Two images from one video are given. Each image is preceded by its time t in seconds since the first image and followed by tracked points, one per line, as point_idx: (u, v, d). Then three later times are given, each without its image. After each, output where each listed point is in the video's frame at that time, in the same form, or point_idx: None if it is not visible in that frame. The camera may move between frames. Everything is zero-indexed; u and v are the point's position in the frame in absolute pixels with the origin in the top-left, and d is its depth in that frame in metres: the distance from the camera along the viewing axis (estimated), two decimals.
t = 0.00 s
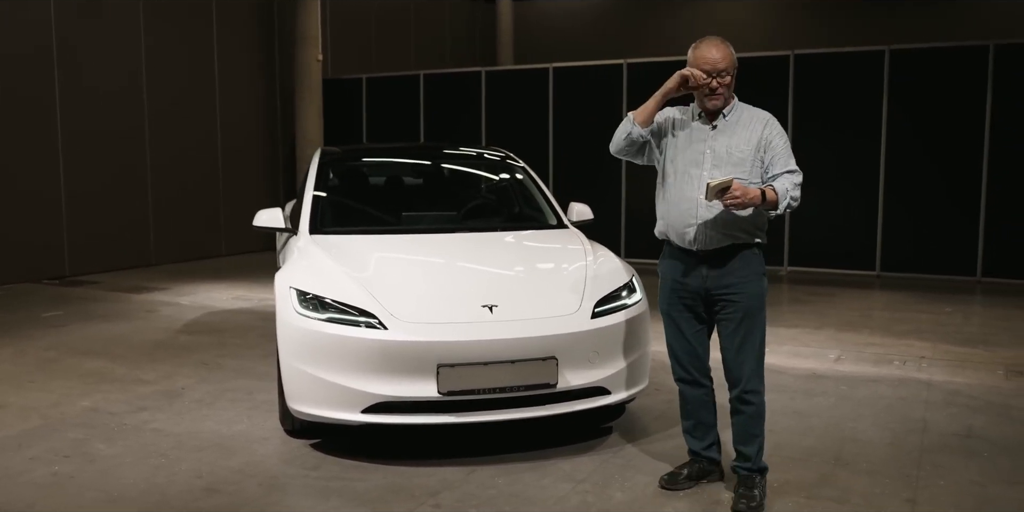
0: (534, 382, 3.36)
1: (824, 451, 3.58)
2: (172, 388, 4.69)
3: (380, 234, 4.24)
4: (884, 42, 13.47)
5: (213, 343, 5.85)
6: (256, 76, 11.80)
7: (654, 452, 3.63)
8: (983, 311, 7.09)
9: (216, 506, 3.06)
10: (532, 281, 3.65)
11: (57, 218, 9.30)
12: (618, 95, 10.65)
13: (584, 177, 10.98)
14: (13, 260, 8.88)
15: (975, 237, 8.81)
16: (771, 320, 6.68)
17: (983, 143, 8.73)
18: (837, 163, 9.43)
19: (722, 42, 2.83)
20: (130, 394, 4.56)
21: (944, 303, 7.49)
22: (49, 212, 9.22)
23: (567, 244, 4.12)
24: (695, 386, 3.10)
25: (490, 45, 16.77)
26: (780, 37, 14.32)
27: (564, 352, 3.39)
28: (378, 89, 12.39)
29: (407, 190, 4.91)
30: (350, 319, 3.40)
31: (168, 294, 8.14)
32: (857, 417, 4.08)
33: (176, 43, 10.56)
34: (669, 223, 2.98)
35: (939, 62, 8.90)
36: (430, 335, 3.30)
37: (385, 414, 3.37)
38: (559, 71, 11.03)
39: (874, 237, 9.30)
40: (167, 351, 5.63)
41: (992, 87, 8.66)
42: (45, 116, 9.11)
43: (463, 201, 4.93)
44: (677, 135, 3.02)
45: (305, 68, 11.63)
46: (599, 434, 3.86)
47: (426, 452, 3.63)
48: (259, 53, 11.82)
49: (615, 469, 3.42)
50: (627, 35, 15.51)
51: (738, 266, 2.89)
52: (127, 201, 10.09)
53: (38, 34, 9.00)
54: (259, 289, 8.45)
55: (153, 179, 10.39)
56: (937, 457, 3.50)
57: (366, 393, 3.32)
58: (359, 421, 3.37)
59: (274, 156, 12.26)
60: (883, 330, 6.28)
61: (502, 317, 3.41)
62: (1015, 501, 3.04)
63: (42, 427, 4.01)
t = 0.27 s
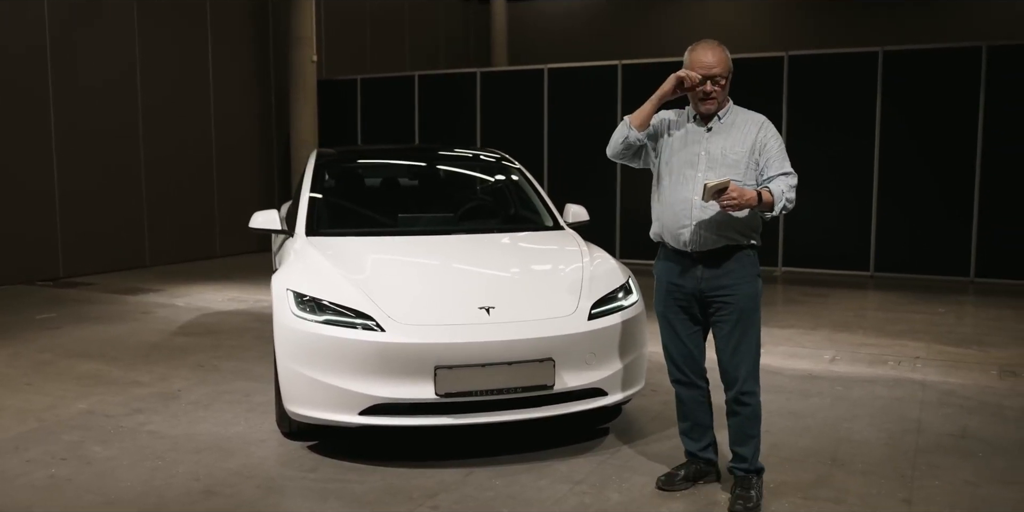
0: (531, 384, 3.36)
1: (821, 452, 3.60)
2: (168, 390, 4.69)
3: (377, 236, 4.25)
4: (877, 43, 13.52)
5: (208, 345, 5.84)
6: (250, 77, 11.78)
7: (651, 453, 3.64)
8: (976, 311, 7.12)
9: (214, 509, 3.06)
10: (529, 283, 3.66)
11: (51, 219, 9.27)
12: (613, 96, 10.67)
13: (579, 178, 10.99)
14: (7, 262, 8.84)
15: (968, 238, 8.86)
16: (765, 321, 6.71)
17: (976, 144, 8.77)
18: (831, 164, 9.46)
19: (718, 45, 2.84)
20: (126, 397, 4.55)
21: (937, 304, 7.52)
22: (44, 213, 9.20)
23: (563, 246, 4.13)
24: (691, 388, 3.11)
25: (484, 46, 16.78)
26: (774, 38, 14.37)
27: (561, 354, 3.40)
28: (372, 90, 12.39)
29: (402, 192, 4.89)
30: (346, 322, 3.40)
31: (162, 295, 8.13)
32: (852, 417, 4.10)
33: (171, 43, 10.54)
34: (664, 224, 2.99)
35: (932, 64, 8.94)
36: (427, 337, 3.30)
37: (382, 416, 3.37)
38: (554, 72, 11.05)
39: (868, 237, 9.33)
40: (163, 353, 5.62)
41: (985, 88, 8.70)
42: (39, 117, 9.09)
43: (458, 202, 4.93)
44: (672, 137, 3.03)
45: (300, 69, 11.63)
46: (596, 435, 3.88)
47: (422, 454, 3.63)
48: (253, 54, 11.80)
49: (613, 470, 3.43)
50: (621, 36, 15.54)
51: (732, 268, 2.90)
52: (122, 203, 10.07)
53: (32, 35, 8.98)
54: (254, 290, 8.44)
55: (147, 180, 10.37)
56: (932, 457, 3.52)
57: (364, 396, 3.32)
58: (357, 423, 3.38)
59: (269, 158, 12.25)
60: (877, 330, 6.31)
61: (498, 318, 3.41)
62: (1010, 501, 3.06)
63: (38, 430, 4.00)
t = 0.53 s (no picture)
0: (527, 384, 3.36)
1: (815, 451, 3.61)
2: (162, 391, 4.68)
3: (372, 236, 4.24)
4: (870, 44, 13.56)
5: (202, 346, 5.82)
6: (243, 77, 11.75)
7: (646, 453, 3.65)
8: (969, 311, 7.15)
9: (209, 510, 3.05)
10: (524, 283, 3.66)
11: (43, 220, 9.23)
12: (607, 96, 10.68)
13: (573, 179, 11.00)
14: None
15: (960, 238, 8.89)
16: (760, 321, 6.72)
17: (969, 144, 8.80)
18: (824, 165, 9.49)
19: (716, 42, 2.84)
20: (120, 398, 4.54)
21: (930, 304, 7.55)
22: (35, 213, 9.15)
23: (558, 246, 4.13)
24: (689, 386, 3.11)
25: (477, 46, 16.78)
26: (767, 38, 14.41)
27: (557, 354, 3.40)
28: (366, 90, 12.37)
29: (397, 192, 4.90)
30: (342, 322, 3.40)
31: (156, 296, 8.11)
32: (846, 417, 4.11)
33: (163, 43, 10.51)
34: (659, 224, 2.99)
35: (924, 64, 8.97)
36: (423, 337, 3.30)
37: (378, 417, 3.37)
38: (548, 72, 11.05)
39: (861, 238, 9.36)
40: (157, 354, 5.60)
41: (977, 89, 8.74)
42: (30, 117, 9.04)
43: (452, 202, 4.92)
44: (667, 136, 3.03)
45: (293, 69, 11.61)
46: (591, 435, 3.88)
47: (418, 454, 3.63)
48: (246, 54, 11.77)
49: (609, 470, 3.43)
50: (615, 36, 15.55)
51: (727, 268, 2.90)
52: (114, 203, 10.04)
53: (23, 35, 8.93)
54: (248, 291, 8.42)
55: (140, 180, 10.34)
56: (926, 457, 3.53)
57: (359, 396, 3.32)
58: (352, 424, 3.37)
59: (262, 158, 12.22)
60: (871, 330, 6.33)
61: (494, 319, 3.41)
62: (1004, 500, 3.07)
63: (31, 431, 3.99)
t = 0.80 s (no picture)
0: (520, 384, 3.36)
1: (808, 451, 3.62)
2: (154, 393, 4.66)
3: (364, 236, 4.24)
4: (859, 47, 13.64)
5: (194, 347, 5.80)
6: (233, 78, 11.72)
7: (639, 453, 3.65)
8: (959, 311, 7.19)
9: None
10: (516, 284, 3.66)
11: (31, 221, 9.18)
12: (598, 97, 10.70)
13: (564, 180, 11.01)
14: None
15: (949, 238, 8.95)
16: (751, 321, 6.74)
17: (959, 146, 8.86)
18: (815, 165, 9.52)
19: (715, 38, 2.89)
20: (110, 400, 4.52)
21: (920, 304, 7.59)
22: (24, 215, 9.10)
23: (551, 247, 4.14)
24: (685, 386, 3.12)
25: (468, 46, 16.77)
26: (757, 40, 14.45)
27: (550, 354, 3.40)
28: (357, 91, 12.35)
29: (388, 193, 4.90)
30: (334, 322, 3.39)
31: (146, 298, 8.07)
32: (838, 417, 4.12)
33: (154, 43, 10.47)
34: (655, 226, 2.99)
35: (913, 66, 9.02)
36: (416, 338, 3.30)
37: (371, 418, 3.36)
38: (539, 73, 11.06)
39: (851, 238, 9.40)
40: (148, 355, 5.58)
41: (966, 90, 8.79)
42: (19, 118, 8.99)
43: (444, 203, 4.92)
44: (661, 136, 3.03)
45: (284, 70, 11.58)
46: (584, 435, 3.88)
47: (411, 455, 3.63)
48: (236, 54, 11.73)
49: (602, 470, 3.44)
50: (605, 38, 15.59)
51: (724, 267, 2.92)
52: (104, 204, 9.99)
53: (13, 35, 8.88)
54: (239, 292, 8.39)
55: (130, 181, 10.29)
56: (918, 456, 3.55)
57: (352, 397, 3.32)
58: (345, 425, 3.37)
59: (252, 159, 12.18)
60: (862, 330, 6.36)
61: (487, 319, 3.41)
62: (995, 499, 3.09)
63: (22, 433, 3.96)
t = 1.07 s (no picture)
0: (513, 386, 3.37)
1: (800, 451, 3.64)
2: (144, 395, 4.64)
3: (356, 238, 4.23)
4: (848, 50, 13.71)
5: (185, 350, 5.78)
6: (224, 79, 11.69)
7: (631, 454, 3.66)
8: (948, 312, 7.23)
9: None
10: (509, 285, 3.67)
11: (20, 223, 9.12)
12: (589, 99, 10.72)
13: (555, 182, 11.02)
14: None
15: (939, 239, 9.00)
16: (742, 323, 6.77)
17: (946, 154, 8.92)
18: (805, 167, 9.56)
19: (704, 41, 2.89)
20: (101, 403, 4.49)
21: (910, 305, 7.63)
22: (12, 217, 9.05)
23: (543, 248, 4.15)
24: (679, 389, 3.13)
25: (459, 48, 16.77)
26: (747, 41, 14.48)
27: (543, 356, 3.40)
28: (348, 93, 12.33)
29: (379, 196, 4.91)
30: (327, 324, 3.39)
31: (136, 300, 8.04)
32: (830, 417, 4.14)
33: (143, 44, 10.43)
34: (658, 232, 2.98)
35: (902, 69, 9.07)
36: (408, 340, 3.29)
37: (363, 420, 3.36)
38: (530, 75, 11.07)
39: (841, 240, 9.45)
40: (138, 358, 5.55)
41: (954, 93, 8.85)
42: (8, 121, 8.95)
43: (435, 206, 4.93)
44: (658, 140, 3.00)
45: (274, 71, 11.55)
46: (577, 437, 3.89)
47: (404, 457, 3.63)
48: (227, 56, 11.69)
49: (595, 471, 3.44)
50: (595, 41, 15.63)
51: (727, 268, 2.94)
52: (94, 206, 9.95)
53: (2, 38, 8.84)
54: (230, 294, 8.37)
55: (119, 183, 10.25)
56: (909, 456, 3.57)
57: (344, 399, 3.31)
58: (337, 427, 3.36)
59: (243, 161, 12.15)
60: (852, 331, 6.39)
61: (480, 321, 3.42)
62: (984, 498, 3.12)
63: (11, 437, 3.94)
